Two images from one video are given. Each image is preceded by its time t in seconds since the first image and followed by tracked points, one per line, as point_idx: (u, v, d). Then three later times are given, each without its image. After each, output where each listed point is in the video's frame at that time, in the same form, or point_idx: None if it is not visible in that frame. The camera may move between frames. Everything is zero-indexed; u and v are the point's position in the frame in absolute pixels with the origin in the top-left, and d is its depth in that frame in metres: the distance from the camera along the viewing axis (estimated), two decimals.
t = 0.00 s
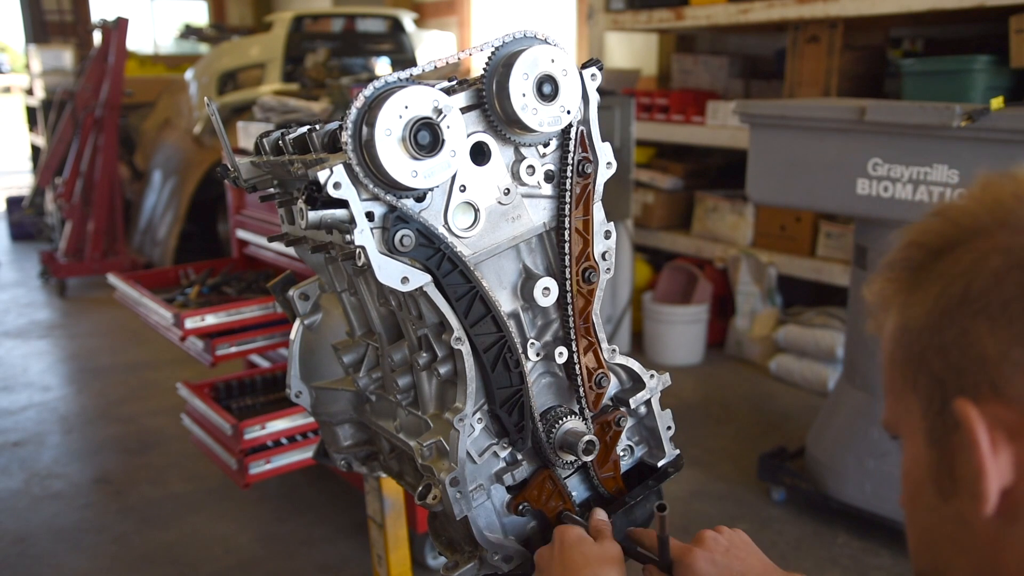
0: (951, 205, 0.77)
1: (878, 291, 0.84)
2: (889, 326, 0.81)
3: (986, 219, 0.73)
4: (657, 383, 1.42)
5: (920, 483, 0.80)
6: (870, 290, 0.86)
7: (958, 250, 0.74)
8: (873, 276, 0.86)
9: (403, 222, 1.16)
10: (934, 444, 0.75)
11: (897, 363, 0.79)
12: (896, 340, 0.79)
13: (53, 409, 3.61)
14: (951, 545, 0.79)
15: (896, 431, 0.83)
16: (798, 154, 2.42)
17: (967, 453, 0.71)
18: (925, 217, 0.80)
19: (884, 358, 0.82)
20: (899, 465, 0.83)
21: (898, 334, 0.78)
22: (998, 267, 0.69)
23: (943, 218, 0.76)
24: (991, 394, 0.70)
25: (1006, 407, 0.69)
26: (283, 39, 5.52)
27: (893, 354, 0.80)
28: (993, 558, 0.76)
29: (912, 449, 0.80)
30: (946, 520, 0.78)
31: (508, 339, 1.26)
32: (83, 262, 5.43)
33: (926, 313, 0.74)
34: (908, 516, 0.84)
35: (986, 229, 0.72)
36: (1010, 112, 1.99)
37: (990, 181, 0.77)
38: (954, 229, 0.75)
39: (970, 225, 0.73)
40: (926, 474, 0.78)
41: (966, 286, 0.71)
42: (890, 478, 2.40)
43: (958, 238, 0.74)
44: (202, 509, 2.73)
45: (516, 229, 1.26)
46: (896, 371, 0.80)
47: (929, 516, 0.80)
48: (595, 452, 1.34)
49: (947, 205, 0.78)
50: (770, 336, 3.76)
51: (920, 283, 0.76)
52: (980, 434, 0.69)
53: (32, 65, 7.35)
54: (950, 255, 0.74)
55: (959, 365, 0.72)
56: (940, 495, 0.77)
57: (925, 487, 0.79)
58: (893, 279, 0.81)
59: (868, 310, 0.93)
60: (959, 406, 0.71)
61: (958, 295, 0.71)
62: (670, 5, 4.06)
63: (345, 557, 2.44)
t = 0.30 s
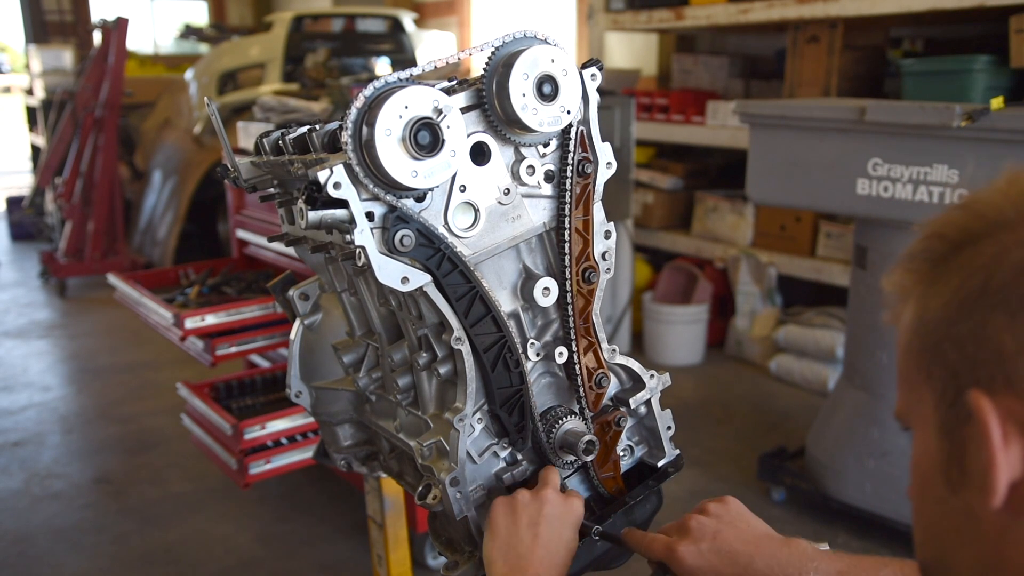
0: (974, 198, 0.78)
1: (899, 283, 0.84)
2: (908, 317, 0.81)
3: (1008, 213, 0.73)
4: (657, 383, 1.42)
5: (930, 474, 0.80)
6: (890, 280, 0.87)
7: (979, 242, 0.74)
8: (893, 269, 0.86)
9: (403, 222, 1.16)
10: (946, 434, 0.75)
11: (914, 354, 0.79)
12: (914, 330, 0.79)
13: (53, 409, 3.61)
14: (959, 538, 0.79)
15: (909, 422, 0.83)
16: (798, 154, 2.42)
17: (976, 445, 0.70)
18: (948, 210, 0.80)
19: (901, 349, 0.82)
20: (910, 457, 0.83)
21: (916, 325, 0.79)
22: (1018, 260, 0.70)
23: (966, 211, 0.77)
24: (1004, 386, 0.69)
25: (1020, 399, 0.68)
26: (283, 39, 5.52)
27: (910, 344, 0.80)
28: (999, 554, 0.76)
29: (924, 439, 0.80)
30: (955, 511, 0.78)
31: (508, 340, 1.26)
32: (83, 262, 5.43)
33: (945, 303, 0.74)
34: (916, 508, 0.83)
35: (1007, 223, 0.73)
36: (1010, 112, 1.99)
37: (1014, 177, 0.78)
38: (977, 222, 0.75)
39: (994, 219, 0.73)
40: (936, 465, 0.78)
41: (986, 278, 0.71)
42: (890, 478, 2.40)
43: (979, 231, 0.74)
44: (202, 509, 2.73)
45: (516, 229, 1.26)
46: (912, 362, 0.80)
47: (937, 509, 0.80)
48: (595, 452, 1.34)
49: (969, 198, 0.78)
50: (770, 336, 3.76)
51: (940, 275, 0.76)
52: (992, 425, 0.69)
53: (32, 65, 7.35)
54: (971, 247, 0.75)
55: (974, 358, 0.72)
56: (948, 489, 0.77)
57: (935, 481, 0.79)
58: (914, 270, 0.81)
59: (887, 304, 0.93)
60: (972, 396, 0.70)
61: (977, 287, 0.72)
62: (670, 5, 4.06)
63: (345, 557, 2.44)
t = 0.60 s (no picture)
0: (979, 195, 0.78)
1: (903, 278, 0.85)
2: (912, 312, 0.81)
3: (1012, 209, 0.73)
4: (657, 383, 1.42)
5: (928, 468, 0.80)
6: (895, 276, 0.87)
7: (984, 237, 0.74)
8: (898, 264, 0.86)
9: (403, 222, 1.16)
10: (943, 427, 0.75)
11: (915, 348, 0.79)
12: (916, 324, 0.79)
13: (53, 409, 3.61)
14: (953, 531, 0.79)
15: (909, 416, 0.83)
16: (798, 153, 2.42)
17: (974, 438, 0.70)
18: (953, 205, 0.80)
19: (903, 343, 0.82)
20: (909, 450, 0.83)
21: (919, 319, 0.79)
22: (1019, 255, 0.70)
23: (972, 207, 0.77)
24: (1003, 379, 0.69)
25: (1016, 392, 0.69)
26: (283, 39, 5.52)
27: (912, 338, 0.81)
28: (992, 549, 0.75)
29: (922, 432, 0.80)
30: (950, 505, 0.78)
31: (508, 339, 1.26)
32: (83, 262, 5.43)
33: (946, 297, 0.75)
34: (914, 501, 0.83)
35: (1011, 219, 0.73)
36: (1010, 111, 1.98)
37: (1020, 174, 0.78)
38: (980, 218, 0.75)
39: (997, 214, 0.74)
40: (934, 458, 0.78)
41: (987, 272, 0.71)
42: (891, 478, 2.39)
43: (984, 227, 0.75)
44: (202, 509, 2.73)
45: (516, 229, 1.26)
46: (913, 356, 0.80)
47: (933, 502, 0.80)
48: (595, 452, 1.33)
49: (975, 194, 0.78)
50: (770, 336, 3.76)
51: (943, 269, 0.77)
52: (989, 417, 0.69)
53: (32, 65, 7.36)
54: (974, 242, 0.75)
55: (972, 348, 0.72)
56: (945, 481, 0.77)
57: (933, 475, 0.79)
58: (917, 266, 0.81)
59: (892, 302, 0.93)
60: (970, 388, 0.70)
61: (978, 281, 0.72)
62: (670, 5, 4.06)
63: (344, 557, 2.44)
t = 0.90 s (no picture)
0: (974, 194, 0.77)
1: (899, 276, 0.84)
2: (906, 310, 0.81)
3: (1005, 208, 0.73)
4: (657, 383, 1.42)
5: (919, 464, 0.80)
6: (892, 275, 0.86)
7: (977, 235, 0.74)
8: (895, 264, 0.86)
9: (403, 222, 1.16)
10: (934, 423, 0.75)
11: (908, 346, 0.79)
12: (910, 322, 0.79)
13: (53, 409, 3.61)
14: (942, 527, 0.79)
15: (903, 413, 0.83)
16: (799, 153, 2.42)
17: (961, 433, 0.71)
18: (949, 204, 0.80)
19: (897, 341, 0.82)
20: (902, 447, 0.83)
21: (912, 317, 0.79)
22: (1010, 253, 0.70)
23: (966, 206, 0.77)
24: (992, 375, 0.69)
25: (1004, 388, 0.69)
26: (283, 39, 5.52)
27: (905, 336, 0.80)
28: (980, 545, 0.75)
29: (914, 429, 0.80)
30: (940, 500, 0.78)
31: (508, 339, 1.26)
32: (83, 262, 5.43)
33: (937, 295, 0.75)
34: (905, 498, 0.83)
35: (1004, 217, 0.73)
36: (1010, 111, 1.98)
37: (1016, 173, 0.77)
38: (974, 217, 0.75)
39: (991, 213, 0.73)
40: (925, 454, 0.78)
41: (978, 269, 0.72)
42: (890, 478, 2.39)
43: (977, 225, 0.74)
44: (203, 509, 2.74)
45: (516, 229, 1.26)
46: (906, 354, 0.80)
47: (925, 498, 0.80)
48: (595, 452, 1.33)
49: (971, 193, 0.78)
50: (770, 336, 3.76)
51: (936, 267, 0.76)
52: (976, 411, 0.69)
53: (32, 65, 7.36)
54: (968, 240, 0.75)
55: (964, 346, 0.72)
56: (936, 476, 0.77)
57: (924, 471, 0.79)
58: (913, 264, 0.81)
59: (890, 301, 0.93)
60: (958, 382, 0.71)
61: (968, 278, 0.72)
62: (670, 5, 4.06)
63: (344, 557, 2.44)
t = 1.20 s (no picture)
0: (975, 193, 0.77)
1: (899, 275, 0.84)
2: (907, 309, 0.80)
3: (1004, 208, 0.73)
4: (657, 383, 1.42)
5: (917, 461, 0.80)
6: (893, 273, 0.86)
7: (977, 234, 0.73)
8: (896, 262, 0.86)
9: (403, 222, 1.16)
10: (933, 420, 0.76)
11: (908, 344, 0.79)
12: (909, 320, 0.79)
13: (53, 409, 3.61)
14: (940, 523, 0.79)
15: (903, 410, 0.83)
16: (799, 153, 2.42)
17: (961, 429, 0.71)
18: (950, 203, 0.80)
19: (897, 339, 0.82)
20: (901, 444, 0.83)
21: (912, 315, 0.78)
22: (1009, 252, 0.70)
23: (967, 204, 0.76)
24: (991, 372, 0.70)
25: (1001, 385, 0.69)
26: (283, 39, 5.52)
27: (905, 334, 0.80)
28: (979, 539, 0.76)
29: (913, 426, 0.80)
30: (938, 495, 0.78)
31: (508, 340, 1.26)
32: (83, 262, 5.43)
33: (937, 294, 0.75)
34: (904, 494, 0.84)
35: (1003, 216, 0.72)
36: (1010, 111, 1.98)
37: (1018, 172, 0.77)
38: (974, 216, 0.75)
39: (992, 212, 0.73)
40: (923, 451, 0.78)
41: (977, 268, 0.71)
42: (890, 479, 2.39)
43: (977, 225, 0.74)
44: (203, 509, 2.74)
45: (516, 229, 1.26)
46: (905, 351, 0.80)
47: (923, 494, 0.80)
48: (595, 452, 1.33)
49: (972, 192, 0.77)
50: (770, 336, 3.76)
51: (936, 267, 0.76)
52: (974, 408, 0.70)
53: (32, 65, 7.36)
54: (967, 239, 0.74)
55: (963, 344, 0.72)
56: (934, 472, 0.77)
57: (923, 468, 0.79)
58: (914, 263, 0.80)
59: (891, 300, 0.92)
60: (957, 379, 0.71)
61: (968, 277, 0.72)
62: (670, 5, 4.06)
63: (344, 557, 2.44)
